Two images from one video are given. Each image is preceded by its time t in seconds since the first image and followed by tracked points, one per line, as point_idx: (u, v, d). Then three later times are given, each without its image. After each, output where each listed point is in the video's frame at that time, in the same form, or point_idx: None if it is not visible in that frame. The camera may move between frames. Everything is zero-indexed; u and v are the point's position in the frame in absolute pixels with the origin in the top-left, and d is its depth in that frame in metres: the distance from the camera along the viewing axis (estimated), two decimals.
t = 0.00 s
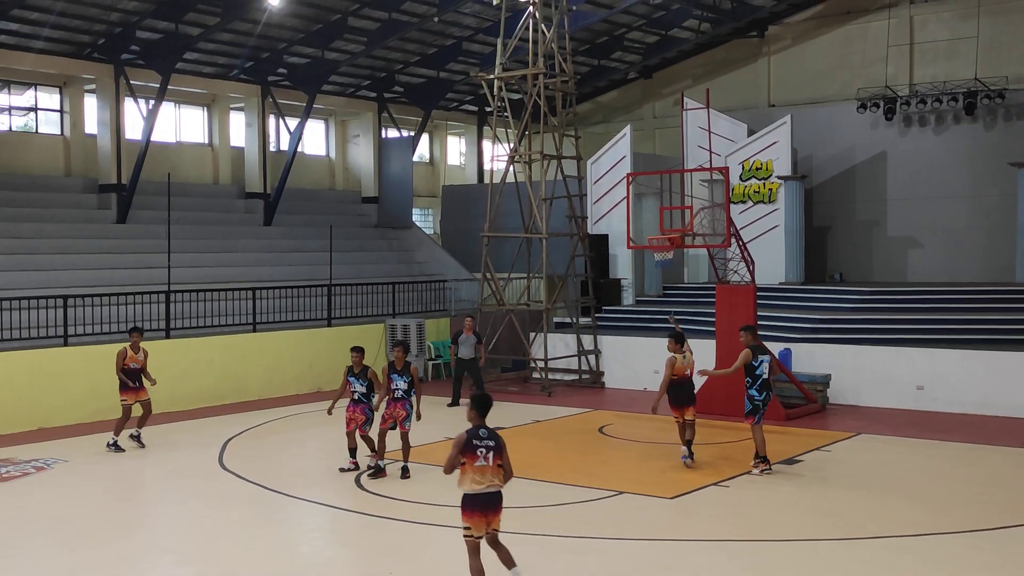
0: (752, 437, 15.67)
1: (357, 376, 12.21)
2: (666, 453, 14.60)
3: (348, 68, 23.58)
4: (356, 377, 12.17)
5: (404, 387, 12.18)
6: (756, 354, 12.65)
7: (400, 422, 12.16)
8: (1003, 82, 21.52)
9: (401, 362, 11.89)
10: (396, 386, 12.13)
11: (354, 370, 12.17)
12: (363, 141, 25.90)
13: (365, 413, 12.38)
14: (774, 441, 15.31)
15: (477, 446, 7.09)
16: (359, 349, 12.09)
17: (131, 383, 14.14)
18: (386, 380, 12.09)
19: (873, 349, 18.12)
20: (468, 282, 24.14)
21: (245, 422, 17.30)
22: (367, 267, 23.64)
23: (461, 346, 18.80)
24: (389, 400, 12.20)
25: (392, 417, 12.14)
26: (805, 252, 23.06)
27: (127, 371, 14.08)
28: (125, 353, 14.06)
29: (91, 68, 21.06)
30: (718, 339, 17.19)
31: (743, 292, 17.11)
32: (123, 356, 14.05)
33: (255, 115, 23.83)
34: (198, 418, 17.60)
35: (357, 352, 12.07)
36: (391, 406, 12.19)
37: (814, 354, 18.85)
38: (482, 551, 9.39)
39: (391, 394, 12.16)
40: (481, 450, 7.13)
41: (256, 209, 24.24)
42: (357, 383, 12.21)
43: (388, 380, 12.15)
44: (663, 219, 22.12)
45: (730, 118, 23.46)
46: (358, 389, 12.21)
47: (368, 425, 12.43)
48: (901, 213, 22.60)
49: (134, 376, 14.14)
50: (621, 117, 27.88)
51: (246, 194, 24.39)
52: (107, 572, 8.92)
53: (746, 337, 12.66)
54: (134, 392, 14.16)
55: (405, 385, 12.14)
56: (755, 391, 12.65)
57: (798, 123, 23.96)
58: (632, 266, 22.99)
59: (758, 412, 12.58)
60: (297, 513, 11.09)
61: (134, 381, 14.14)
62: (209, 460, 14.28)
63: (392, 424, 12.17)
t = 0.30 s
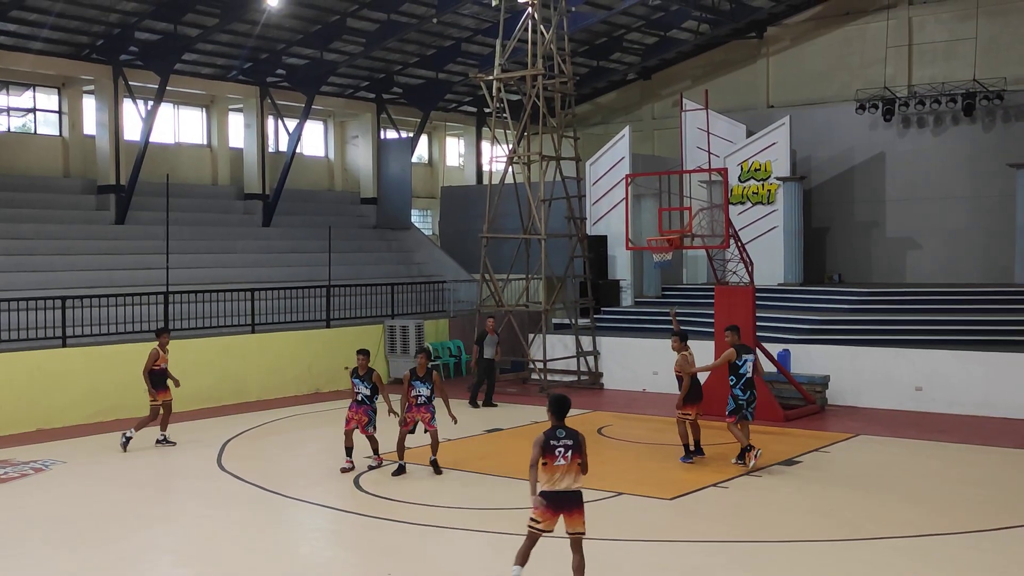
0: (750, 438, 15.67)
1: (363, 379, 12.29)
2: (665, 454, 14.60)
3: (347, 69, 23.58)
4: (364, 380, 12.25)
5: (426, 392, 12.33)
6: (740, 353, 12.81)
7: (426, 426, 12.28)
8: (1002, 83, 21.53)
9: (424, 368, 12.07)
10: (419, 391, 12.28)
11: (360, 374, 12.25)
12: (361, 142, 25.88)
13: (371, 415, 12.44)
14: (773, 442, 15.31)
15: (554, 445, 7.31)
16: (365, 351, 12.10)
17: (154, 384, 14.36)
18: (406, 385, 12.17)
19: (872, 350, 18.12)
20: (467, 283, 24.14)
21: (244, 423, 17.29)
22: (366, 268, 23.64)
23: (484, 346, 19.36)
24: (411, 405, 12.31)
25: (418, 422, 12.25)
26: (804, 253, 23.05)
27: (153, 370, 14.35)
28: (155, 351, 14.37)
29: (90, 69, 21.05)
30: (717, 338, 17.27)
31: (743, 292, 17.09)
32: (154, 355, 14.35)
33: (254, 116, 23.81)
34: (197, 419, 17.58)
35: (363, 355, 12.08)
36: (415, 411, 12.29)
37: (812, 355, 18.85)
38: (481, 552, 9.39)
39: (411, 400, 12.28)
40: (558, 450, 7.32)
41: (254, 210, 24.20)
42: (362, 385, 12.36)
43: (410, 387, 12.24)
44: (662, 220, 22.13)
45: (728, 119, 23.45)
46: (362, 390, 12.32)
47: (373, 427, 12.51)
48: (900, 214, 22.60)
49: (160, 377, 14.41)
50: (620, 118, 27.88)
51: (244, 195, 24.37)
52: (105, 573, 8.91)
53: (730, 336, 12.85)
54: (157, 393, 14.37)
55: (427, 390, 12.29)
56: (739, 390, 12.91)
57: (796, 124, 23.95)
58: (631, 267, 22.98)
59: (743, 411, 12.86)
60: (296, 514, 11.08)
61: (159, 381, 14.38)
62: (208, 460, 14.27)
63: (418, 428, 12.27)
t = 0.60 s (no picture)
0: (748, 439, 15.67)
1: (363, 379, 12.31)
2: (662, 455, 14.59)
3: (344, 70, 23.57)
4: (366, 380, 12.25)
5: (460, 383, 12.68)
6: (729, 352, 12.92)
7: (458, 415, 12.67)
8: (998, 84, 21.55)
9: (458, 359, 12.44)
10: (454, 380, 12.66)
11: (362, 373, 12.29)
12: (358, 143, 25.86)
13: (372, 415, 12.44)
14: (770, 443, 15.31)
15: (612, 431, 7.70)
16: (364, 353, 12.05)
17: (179, 383, 14.45)
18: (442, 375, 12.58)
19: (869, 351, 18.13)
20: (464, 284, 24.14)
21: (240, 424, 17.27)
22: (363, 269, 23.66)
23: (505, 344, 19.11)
24: (445, 394, 12.68)
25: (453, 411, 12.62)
26: (801, 253, 23.04)
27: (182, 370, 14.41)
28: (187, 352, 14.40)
29: (86, 70, 21.02)
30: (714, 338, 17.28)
31: (740, 293, 17.06)
32: (184, 356, 14.37)
33: (251, 117, 23.80)
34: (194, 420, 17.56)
35: (361, 356, 12.03)
36: (448, 401, 12.69)
37: (809, 356, 18.86)
38: (477, 553, 9.37)
39: (446, 390, 12.62)
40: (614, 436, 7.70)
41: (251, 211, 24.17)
42: (359, 386, 12.36)
43: (444, 377, 12.58)
44: (660, 221, 22.11)
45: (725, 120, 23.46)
46: (361, 392, 12.33)
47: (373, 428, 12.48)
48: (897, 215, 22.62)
49: (185, 377, 14.48)
50: (617, 119, 27.89)
51: (241, 196, 24.34)
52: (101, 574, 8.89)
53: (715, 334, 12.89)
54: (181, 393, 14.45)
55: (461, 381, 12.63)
56: (723, 387, 12.92)
57: (794, 125, 23.95)
58: (628, 268, 22.98)
59: (725, 408, 12.86)
60: (292, 514, 11.07)
61: (184, 382, 14.46)
62: (205, 461, 14.26)
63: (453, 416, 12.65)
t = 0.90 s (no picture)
0: (742, 440, 15.69)
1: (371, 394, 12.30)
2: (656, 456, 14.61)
3: (339, 71, 23.56)
4: (375, 394, 12.24)
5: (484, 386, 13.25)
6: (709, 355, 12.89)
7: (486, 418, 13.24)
8: (992, 86, 21.62)
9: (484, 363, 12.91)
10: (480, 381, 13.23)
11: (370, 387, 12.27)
12: (353, 144, 25.84)
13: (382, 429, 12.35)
14: (764, 444, 15.34)
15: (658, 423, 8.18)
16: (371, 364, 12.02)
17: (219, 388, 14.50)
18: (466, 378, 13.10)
19: (863, 353, 18.16)
20: (459, 285, 24.15)
21: (235, 425, 17.25)
22: (358, 270, 23.67)
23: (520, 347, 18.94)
24: (472, 398, 13.24)
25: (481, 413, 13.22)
26: (795, 254, 23.07)
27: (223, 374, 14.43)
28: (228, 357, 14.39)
29: (80, 70, 20.98)
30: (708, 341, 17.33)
31: (734, 294, 17.06)
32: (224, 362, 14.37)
33: (245, 118, 23.78)
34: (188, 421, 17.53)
35: (369, 369, 12.02)
36: (474, 404, 13.25)
37: (803, 357, 18.90)
38: (471, 554, 9.37)
39: (472, 393, 13.20)
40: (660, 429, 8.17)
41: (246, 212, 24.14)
42: (366, 401, 12.32)
43: (470, 381, 13.14)
44: (655, 222, 22.14)
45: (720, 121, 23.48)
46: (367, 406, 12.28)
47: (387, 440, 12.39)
48: (891, 216, 22.65)
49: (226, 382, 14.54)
50: (612, 120, 27.91)
51: (236, 196, 24.30)
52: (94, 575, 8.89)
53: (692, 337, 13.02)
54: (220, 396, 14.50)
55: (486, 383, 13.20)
56: (710, 389, 12.97)
57: (788, 127, 23.99)
58: (623, 269, 23.01)
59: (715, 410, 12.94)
60: (285, 515, 11.05)
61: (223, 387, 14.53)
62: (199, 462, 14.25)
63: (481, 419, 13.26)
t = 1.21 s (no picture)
0: (735, 440, 15.70)
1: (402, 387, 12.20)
2: (649, 457, 14.65)
3: (332, 72, 23.51)
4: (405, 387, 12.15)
5: (511, 377, 13.53)
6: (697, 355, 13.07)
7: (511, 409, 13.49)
8: (984, 89, 21.68)
9: (510, 354, 13.32)
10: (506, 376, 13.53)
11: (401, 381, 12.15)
12: (346, 145, 25.80)
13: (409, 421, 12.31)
14: (757, 445, 15.38)
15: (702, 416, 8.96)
16: (403, 359, 11.91)
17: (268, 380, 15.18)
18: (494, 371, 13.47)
19: (856, 354, 18.20)
20: (452, 286, 24.14)
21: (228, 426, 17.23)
22: (352, 271, 23.66)
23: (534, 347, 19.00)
24: (498, 388, 13.52)
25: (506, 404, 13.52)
26: (788, 256, 23.09)
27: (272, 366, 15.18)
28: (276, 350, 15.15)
29: (73, 70, 20.93)
30: (701, 343, 17.36)
31: (727, 296, 17.03)
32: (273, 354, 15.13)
33: (238, 118, 23.74)
34: (181, 421, 17.52)
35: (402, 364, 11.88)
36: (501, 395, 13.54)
37: (796, 359, 18.96)
38: (464, 555, 9.38)
39: (498, 385, 13.50)
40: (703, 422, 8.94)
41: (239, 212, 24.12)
42: (397, 394, 12.22)
43: (497, 373, 13.49)
44: (648, 224, 22.13)
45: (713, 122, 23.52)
46: (398, 400, 12.17)
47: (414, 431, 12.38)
48: (883, 218, 22.68)
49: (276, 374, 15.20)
50: (605, 121, 27.93)
51: (229, 197, 24.26)
52: None
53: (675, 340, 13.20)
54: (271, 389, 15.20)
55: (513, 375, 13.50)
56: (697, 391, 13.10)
57: (781, 128, 24.03)
58: (616, 270, 23.03)
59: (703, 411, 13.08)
60: (279, 516, 11.06)
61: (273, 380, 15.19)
62: (193, 463, 14.23)
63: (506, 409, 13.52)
